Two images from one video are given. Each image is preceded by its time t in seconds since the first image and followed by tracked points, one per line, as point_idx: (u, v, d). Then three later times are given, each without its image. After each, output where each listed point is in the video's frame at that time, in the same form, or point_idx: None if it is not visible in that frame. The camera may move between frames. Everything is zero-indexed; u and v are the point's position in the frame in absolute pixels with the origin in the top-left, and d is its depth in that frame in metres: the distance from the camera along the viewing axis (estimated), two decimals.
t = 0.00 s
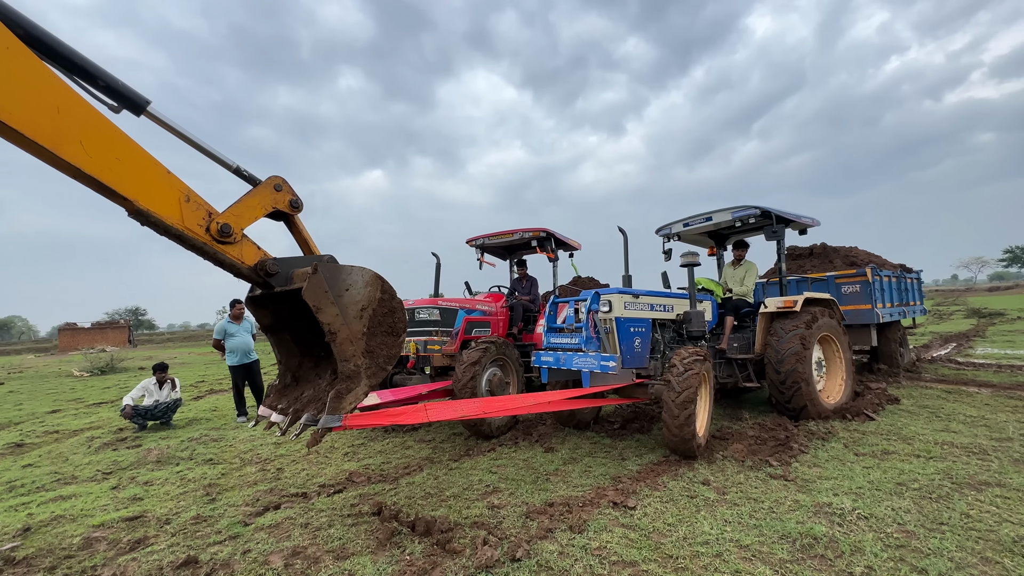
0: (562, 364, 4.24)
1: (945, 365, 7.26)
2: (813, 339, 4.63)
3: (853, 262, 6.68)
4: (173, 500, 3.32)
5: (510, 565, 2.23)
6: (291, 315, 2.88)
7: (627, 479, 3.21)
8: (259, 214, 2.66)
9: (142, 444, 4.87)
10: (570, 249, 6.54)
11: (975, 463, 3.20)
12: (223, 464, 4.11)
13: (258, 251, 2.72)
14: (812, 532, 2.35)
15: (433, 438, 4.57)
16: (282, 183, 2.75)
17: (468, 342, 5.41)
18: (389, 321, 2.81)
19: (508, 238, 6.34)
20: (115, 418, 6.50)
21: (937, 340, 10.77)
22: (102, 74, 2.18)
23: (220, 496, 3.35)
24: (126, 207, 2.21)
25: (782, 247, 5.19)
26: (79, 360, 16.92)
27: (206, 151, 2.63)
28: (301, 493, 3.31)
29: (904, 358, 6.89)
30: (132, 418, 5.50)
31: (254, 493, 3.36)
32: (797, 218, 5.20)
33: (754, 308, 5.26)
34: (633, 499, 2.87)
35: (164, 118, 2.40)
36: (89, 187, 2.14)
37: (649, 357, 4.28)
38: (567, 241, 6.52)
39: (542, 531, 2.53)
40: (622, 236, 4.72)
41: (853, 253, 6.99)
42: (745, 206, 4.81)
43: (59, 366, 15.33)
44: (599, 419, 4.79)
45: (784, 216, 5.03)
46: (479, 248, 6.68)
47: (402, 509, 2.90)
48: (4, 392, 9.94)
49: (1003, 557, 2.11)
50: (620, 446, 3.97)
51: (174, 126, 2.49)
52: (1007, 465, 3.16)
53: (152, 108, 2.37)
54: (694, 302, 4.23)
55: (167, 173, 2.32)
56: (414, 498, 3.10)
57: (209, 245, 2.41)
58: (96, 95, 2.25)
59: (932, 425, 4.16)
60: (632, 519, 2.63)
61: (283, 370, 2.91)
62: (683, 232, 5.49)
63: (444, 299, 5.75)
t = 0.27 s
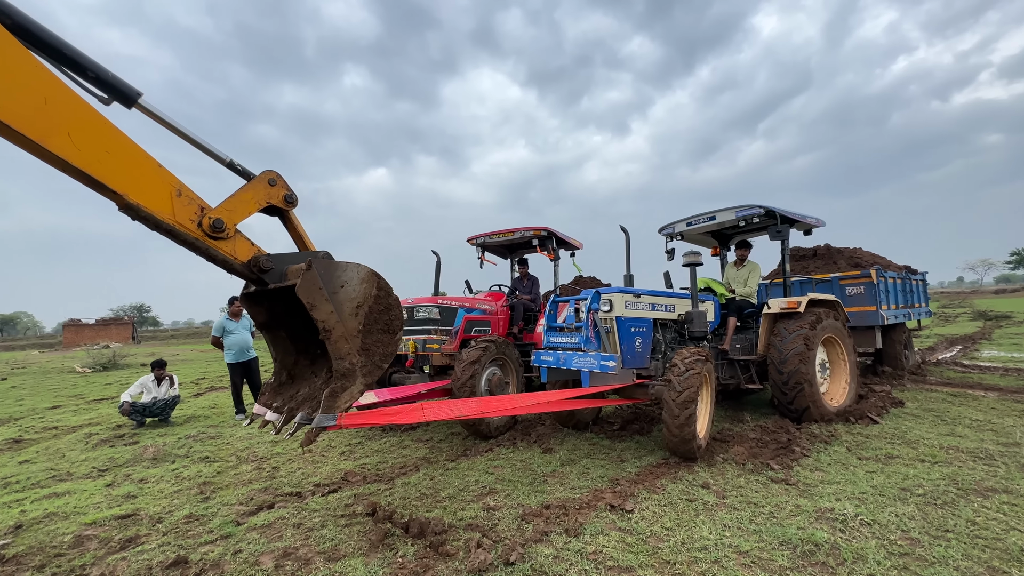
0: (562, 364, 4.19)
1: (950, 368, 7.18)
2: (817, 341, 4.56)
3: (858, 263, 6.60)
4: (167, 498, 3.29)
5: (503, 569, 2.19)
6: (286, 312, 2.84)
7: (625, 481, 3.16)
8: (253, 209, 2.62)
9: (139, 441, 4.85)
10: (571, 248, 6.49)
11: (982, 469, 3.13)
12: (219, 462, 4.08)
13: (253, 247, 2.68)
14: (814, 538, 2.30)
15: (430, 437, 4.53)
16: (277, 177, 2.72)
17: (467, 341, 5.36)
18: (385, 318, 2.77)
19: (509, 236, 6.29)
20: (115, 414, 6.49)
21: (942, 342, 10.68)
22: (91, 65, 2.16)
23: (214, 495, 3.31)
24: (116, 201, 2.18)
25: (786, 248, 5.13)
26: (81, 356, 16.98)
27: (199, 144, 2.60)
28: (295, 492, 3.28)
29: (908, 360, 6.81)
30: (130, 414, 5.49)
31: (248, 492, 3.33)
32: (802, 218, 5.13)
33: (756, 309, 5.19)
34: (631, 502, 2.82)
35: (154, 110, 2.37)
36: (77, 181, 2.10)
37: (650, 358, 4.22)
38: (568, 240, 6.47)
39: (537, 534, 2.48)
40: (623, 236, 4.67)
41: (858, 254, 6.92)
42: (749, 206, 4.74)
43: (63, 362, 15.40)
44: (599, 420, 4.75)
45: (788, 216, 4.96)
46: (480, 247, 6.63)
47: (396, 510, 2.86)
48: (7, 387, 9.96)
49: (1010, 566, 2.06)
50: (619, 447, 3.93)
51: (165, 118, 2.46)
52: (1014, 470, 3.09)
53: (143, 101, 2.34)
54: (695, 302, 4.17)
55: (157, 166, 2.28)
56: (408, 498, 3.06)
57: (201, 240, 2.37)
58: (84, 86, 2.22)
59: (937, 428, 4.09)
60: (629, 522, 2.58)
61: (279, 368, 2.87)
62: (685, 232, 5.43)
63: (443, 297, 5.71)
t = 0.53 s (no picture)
0: (562, 363, 4.14)
1: (956, 371, 7.09)
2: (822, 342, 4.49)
3: (864, 264, 6.52)
4: (160, 493, 3.26)
5: (496, 571, 2.14)
6: (292, 304, 2.81)
7: (624, 482, 3.11)
8: (253, 192, 2.66)
9: (135, 436, 4.82)
10: (573, 246, 6.44)
11: (989, 474, 3.06)
12: (214, 458, 4.05)
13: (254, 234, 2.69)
14: (815, 543, 2.24)
15: (428, 435, 4.49)
16: (278, 161, 2.73)
17: (467, 339, 5.32)
18: (392, 313, 2.73)
19: (510, 233, 6.24)
20: (113, 409, 6.48)
21: (947, 344, 10.56)
22: (80, 38, 2.30)
23: (207, 491, 3.28)
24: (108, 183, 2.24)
25: (790, 247, 5.06)
26: (83, 351, 17.02)
27: (195, 124, 2.65)
28: (288, 489, 3.24)
29: (914, 362, 6.72)
30: (127, 409, 5.47)
31: (242, 488, 3.29)
32: (807, 217, 5.06)
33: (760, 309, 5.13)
34: (629, 504, 2.77)
35: (143, 86, 2.48)
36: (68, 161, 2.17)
37: (652, 357, 4.17)
38: (570, 238, 6.41)
39: (532, 535, 2.43)
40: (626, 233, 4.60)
41: (864, 254, 6.83)
42: (753, 204, 4.67)
43: (64, 356, 15.42)
44: (599, 420, 4.70)
45: (793, 215, 4.89)
46: (481, 244, 6.59)
47: (390, 509, 2.82)
48: (7, 381, 9.96)
49: None
50: (618, 448, 3.87)
51: (157, 96, 2.54)
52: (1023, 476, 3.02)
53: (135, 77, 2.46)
54: (699, 301, 4.11)
55: (147, 148, 2.33)
56: (403, 497, 3.02)
57: (197, 226, 2.40)
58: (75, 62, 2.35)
59: (944, 432, 4.02)
60: (626, 525, 2.53)
61: (284, 361, 2.84)
62: (689, 230, 5.36)
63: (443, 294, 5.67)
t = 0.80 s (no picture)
0: (564, 361, 4.07)
1: (962, 372, 7.02)
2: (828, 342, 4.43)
3: (870, 263, 6.44)
4: (158, 489, 3.22)
5: (498, 572, 2.09)
6: (287, 300, 2.78)
7: (627, 482, 3.06)
8: (250, 188, 2.61)
9: (135, 430, 4.80)
10: (576, 243, 6.38)
11: (1000, 477, 3.00)
12: (214, 453, 4.01)
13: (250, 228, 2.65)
14: (825, 547, 2.19)
15: (429, 433, 4.45)
16: (274, 155, 2.69)
17: (468, 335, 5.28)
18: (387, 310, 2.68)
19: (512, 230, 6.19)
20: (114, 403, 6.46)
21: (953, 345, 10.48)
22: (78, 31, 2.26)
23: (205, 487, 3.24)
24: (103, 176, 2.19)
25: (796, 245, 4.99)
26: (86, 345, 17.06)
27: (193, 119, 2.61)
28: (288, 486, 3.20)
29: (920, 363, 6.65)
30: (128, 403, 5.44)
31: (240, 485, 3.25)
32: (814, 215, 4.99)
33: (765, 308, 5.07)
34: (632, 504, 2.72)
35: (140, 81, 2.44)
36: (62, 152, 2.13)
37: (656, 355, 4.12)
38: (573, 235, 6.35)
39: (534, 535, 2.39)
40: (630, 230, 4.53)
41: (870, 254, 6.75)
42: (760, 201, 4.61)
43: (67, 350, 15.45)
44: (601, 419, 4.65)
45: (800, 213, 4.82)
46: (483, 240, 6.54)
47: (389, 507, 2.78)
48: (10, 374, 9.98)
49: None
50: (621, 447, 3.83)
51: (153, 90, 2.49)
52: None
53: (131, 71, 2.42)
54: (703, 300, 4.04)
55: (143, 140, 2.29)
56: (403, 495, 2.98)
57: (193, 220, 2.36)
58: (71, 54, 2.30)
59: (952, 434, 3.96)
60: (630, 525, 2.49)
61: (276, 359, 2.80)
62: (693, 227, 5.30)
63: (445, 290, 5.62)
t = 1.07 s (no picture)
0: (573, 354, 4.01)
1: (968, 372, 6.98)
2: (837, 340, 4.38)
3: (877, 261, 6.39)
4: (159, 485, 3.18)
5: (509, 572, 2.05)
6: (295, 295, 2.76)
7: (636, 480, 3.02)
8: (256, 177, 2.56)
9: (135, 426, 4.75)
10: (580, 239, 6.33)
11: (1016, 478, 2.96)
12: (216, 449, 3.97)
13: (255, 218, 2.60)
14: (842, 548, 2.14)
15: (433, 429, 4.40)
16: (282, 144, 2.63)
17: (472, 331, 5.23)
18: (393, 306, 2.64)
19: (516, 225, 6.13)
20: (114, 398, 6.40)
21: (956, 345, 10.44)
22: (78, 10, 2.21)
23: (208, 483, 3.19)
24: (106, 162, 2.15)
25: (805, 241, 4.94)
26: (86, 340, 17.01)
27: (199, 106, 2.56)
28: (291, 483, 3.16)
29: (926, 363, 6.60)
30: (128, 398, 5.40)
31: (243, 481, 3.20)
32: (823, 211, 4.93)
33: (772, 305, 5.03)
34: (643, 503, 2.68)
35: (144, 63, 2.39)
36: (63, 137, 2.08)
37: (665, 350, 4.08)
38: (577, 231, 6.30)
39: (544, 534, 2.34)
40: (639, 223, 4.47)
41: (877, 252, 6.70)
42: (770, 196, 4.55)
43: (67, 345, 15.40)
44: (606, 416, 4.61)
45: (810, 209, 4.77)
46: (487, 235, 6.48)
47: (396, 504, 2.73)
48: (9, 369, 9.92)
49: None
50: (628, 444, 3.79)
51: (158, 74, 2.44)
52: None
53: (134, 53, 2.37)
54: (715, 293, 4.03)
55: (146, 125, 2.24)
56: (409, 491, 2.94)
57: (197, 209, 2.31)
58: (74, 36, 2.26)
59: (963, 434, 3.91)
60: (642, 525, 2.44)
61: (280, 352, 2.75)
62: (700, 223, 5.24)
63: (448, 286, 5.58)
